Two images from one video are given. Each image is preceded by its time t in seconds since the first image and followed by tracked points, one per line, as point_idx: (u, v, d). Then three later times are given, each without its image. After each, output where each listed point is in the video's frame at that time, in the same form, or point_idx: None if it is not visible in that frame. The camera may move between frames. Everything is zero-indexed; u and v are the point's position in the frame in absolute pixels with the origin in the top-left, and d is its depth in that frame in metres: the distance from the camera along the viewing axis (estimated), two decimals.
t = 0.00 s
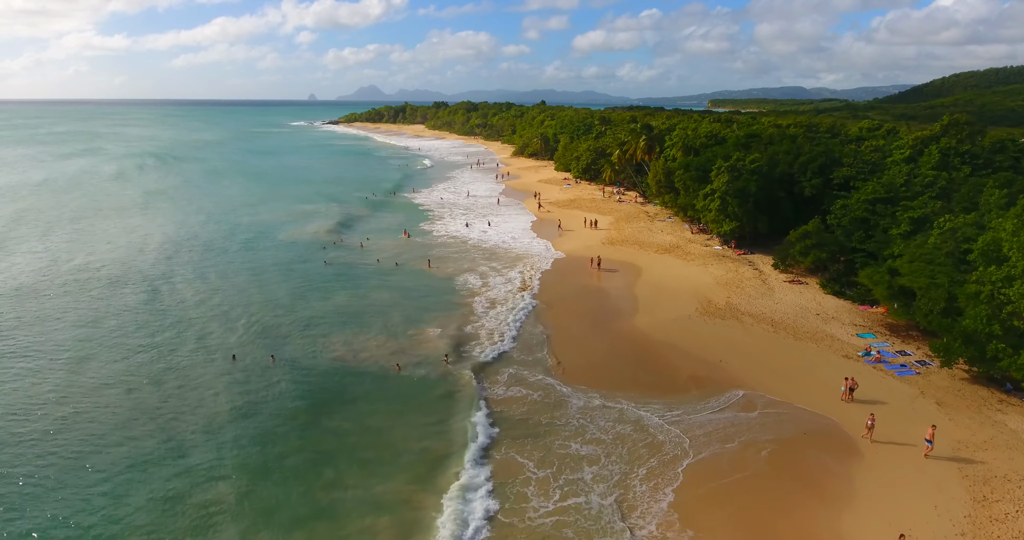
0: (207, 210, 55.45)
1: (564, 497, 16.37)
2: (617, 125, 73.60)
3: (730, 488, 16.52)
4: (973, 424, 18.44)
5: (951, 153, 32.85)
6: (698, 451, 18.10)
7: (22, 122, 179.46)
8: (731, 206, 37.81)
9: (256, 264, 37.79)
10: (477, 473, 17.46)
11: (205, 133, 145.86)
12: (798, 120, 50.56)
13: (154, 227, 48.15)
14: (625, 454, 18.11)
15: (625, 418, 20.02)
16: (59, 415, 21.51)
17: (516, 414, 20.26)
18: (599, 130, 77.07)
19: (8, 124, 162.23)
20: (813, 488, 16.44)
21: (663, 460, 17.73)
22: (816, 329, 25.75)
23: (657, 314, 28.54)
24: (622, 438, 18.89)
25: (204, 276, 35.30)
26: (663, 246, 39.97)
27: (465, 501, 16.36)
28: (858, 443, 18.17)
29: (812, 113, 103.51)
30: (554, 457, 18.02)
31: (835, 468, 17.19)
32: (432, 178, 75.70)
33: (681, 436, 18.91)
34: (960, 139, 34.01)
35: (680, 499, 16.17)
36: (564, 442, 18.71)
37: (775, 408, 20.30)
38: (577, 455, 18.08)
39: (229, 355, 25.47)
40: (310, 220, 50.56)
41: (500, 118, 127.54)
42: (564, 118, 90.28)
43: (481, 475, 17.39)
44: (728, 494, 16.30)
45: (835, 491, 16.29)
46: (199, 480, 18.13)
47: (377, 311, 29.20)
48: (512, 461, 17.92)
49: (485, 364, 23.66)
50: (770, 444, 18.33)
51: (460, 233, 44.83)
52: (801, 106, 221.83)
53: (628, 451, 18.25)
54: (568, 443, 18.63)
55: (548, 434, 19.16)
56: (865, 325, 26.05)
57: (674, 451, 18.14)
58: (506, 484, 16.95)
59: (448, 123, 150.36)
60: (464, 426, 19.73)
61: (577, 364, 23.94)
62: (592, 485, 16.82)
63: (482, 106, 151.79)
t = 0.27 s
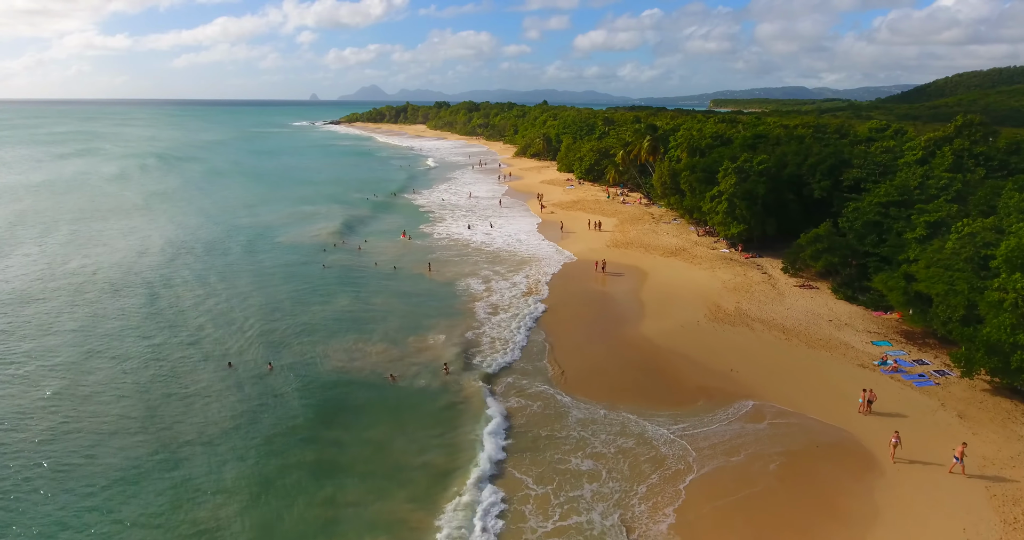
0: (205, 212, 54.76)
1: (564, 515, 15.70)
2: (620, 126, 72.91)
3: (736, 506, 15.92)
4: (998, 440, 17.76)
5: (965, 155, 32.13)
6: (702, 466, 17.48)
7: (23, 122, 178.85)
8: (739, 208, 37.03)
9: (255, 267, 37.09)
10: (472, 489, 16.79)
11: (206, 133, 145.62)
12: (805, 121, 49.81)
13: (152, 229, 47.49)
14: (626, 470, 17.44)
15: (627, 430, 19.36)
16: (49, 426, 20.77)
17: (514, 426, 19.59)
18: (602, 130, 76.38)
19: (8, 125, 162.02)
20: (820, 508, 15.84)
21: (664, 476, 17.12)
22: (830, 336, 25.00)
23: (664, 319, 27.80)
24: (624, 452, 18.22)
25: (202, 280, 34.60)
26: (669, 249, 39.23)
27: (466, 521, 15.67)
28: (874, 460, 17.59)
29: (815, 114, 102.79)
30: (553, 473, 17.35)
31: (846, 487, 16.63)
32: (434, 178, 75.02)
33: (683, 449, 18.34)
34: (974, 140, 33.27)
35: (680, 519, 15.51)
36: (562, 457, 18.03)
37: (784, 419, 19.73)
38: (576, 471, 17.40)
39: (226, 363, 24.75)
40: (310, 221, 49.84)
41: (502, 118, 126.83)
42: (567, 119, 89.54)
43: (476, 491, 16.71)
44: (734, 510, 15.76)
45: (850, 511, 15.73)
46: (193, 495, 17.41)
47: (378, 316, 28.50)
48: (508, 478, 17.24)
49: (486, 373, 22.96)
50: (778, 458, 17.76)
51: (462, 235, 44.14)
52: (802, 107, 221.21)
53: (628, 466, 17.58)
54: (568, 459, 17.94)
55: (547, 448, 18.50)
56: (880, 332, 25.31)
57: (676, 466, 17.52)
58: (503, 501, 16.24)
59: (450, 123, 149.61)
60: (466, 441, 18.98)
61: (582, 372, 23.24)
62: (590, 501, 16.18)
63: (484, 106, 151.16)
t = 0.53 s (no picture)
0: (204, 213, 53.94)
1: None
2: (624, 126, 71.98)
3: (741, 529, 15.16)
4: None
5: (982, 158, 31.21)
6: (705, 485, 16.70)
7: (24, 123, 178.29)
8: (748, 211, 36.10)
9: (252, 271, 36.25)
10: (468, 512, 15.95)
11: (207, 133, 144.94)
12: (813, 122, 48.87)
13: (149, 231, 46.69)
14: (625, 490, 16.59)
15: (631, 446, 18.50)
16: (34, 440, 19.92)
17: (512, 442, 18.70)
18: (606, 131, 75.48)
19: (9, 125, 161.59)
20: (830, 533, 15.03)
21: (664, 497, 16.30)
22: (845, 345, 24.08)
23: (672, 326, 26.93)
24: (625, 471, 17.35)
25: (198, 284, 33.75)
26: (676, 253, 38.32)
27: None
28: (894, 481, 16.78)
29: (818, 113, 101.80)
30: (552, 494, 16.51)
31: (861, 509, 15.84)
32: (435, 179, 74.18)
33: (685, 465, 17.57)
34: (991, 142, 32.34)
35: None
36: (561, 476, 17.16)
37: (796, 432, 18.94)
38: (576, 491, 16.55)
39: (220, 373, 23.85)
40: (309, 224, 49.00)
41: (504, 119, 125.92)
42: (570, 119, 88.64)
43: (472, 514, 15.87)
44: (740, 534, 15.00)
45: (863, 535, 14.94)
46: (181, 517, 16.54)
47: (378, 323, 27.62)
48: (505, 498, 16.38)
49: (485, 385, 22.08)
50: (787, 476, 17.00)
51: (463, 238, 43.26)
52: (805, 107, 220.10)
53: (627, 485, 16.73)
54: (567, 478, 17.08)
55: (546, 466, 17.64)
56: (898, 341, 24.36)
57: (677, 485, 16.72)
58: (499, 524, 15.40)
59: (452, 123, 148.77)
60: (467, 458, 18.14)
61: (587, 383, 22.37)
62: (590, 525, 15.32)
63: (486, 106, 150.33)
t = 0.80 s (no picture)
0: (200, 215, 52.97)
1: None
2: (626, 126, 71.02)
3: None
4: None
5: (999, 160, 30.30)
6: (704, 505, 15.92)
7: (20, 123, 177.20)
8: (756, 214, 35.11)
9: (247, 275, 35.29)
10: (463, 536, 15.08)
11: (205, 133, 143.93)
12: (820, 123, 47.97)
13: (143, 234, 45.72)
14: (624, 512, 15.71)
15: (630, 465, 17.54)
16: (15, 456, 18.96)
17: (507, 460, 17.81)
18: (608, 131, 74.54)
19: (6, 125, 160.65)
20: None
21: (661, 521, 15.40)
22: (861, 356, 23.16)
23: (679, 334, 26.04)
24: (624, 492, 16.44)
25: (191, 289, 32.78)
26: (681, 257, 37.37)
27: None
28: (913, 504, 15.94)
29: (819, 113, 100.92)
30: (551, 518, 15.62)
31: (876, 535, 15.03)
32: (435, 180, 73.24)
33: (686, 484, 16.73)
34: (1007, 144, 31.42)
35: None
36: (558, 498, 16.29)
37: (807, 448, 18.11)
38: (574, 515, 15.68)
39: (211, 385, 22.77)
40: (306, 226, 48.04)
41: (505, 119, 124.99)
42: (572, 119, 87.69)
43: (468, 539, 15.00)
44: None
45: None
46: None
47: (375, 332, 26.68)
48: (503, 522, 15.50)
49: (484, 398, 21.16)
50: (796, 495, 16.22)
51: (463, 241, 42.33)
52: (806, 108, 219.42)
53: (625, 507, 15.86)
54: (564, 500, 16.20)
55: (550, 487, 16.72)
56: (916, 352, 23.42)
57: (676, 507, 15.86)
58: None
59: (452, 123, 147.81)
60: (468, 479, 17.22)
61: (591, 395, 21.50)
62: None
63: (486, 106, 149.42)
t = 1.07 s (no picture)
0: (195, 217, 52.11)
1: None
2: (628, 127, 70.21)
3: None
4: None
5: (1013, 162, 29.51)
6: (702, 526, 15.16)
7: (18, 123, 176.40)
8: (762, 217, 34.23)
9: (242, 280, 34.45)
10: None
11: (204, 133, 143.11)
12: (826, 123, 47.19)
13: (137, 236, 44.88)
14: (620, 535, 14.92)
15: (627, 483, 16.70)
16: None
17: (500, 478, 17.03)
18: (609, 132, 73.70)
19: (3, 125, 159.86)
20: None
21: None
22: (874, 366, 22.34)
23: (685, 342, 25.23)
24: (620, 513, 15.60)
25: (185, 294, 31.93)
26: (686, 261, 36.52)
27: None
28: (930, 525, 15.15)
29: (819, 113, 100.14)
30: None
31: None
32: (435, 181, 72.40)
33: (686, 503, 15.92)
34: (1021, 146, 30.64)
35: None
36: (553, 519, 15.53)
37: (816, 463, 17.37)
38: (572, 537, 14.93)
39: (201, 396, 21.90)
40: (304, 229, 47.21)
41: (505, 119, 124.18)
42: (572, 119, 86.85)
43: None
44: None
45: None
46: None
47: (372, 339, 25.83)
48: None
49: (482, 410, 20.35)
50: (803, 514, 15.49)
51: (463, 244, 41.49)
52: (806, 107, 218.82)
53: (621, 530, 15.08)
54: (558, 521, 15.44)
55: (553, 508, 15.90)
56: (932, 362, 22.57)
57: (674, 528, 15.10)
58: None
59: (452, 123, 146.95)
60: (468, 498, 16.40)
61: (593, 406, 20.72)
62: None
63: (486, 106, 148.63)
